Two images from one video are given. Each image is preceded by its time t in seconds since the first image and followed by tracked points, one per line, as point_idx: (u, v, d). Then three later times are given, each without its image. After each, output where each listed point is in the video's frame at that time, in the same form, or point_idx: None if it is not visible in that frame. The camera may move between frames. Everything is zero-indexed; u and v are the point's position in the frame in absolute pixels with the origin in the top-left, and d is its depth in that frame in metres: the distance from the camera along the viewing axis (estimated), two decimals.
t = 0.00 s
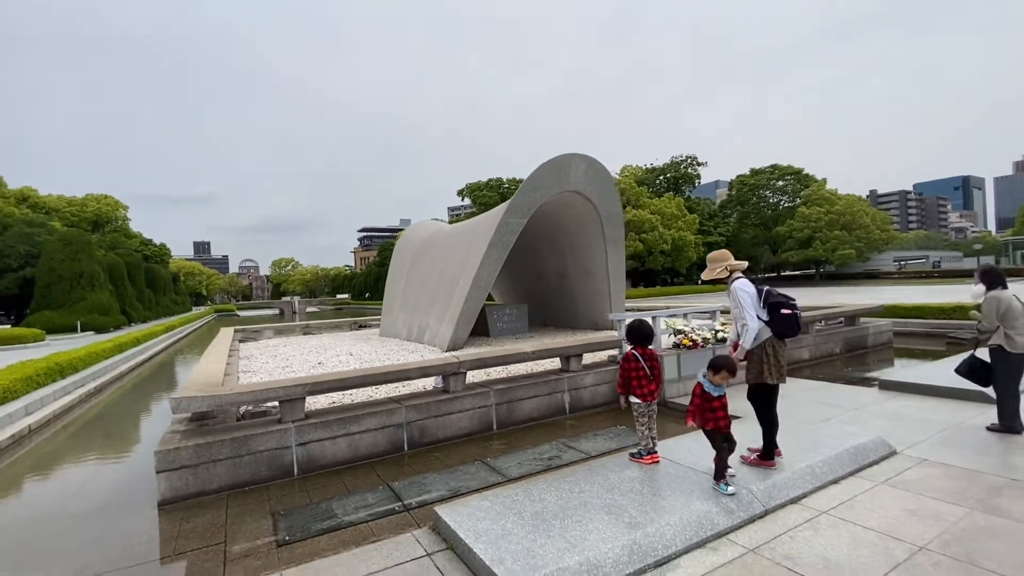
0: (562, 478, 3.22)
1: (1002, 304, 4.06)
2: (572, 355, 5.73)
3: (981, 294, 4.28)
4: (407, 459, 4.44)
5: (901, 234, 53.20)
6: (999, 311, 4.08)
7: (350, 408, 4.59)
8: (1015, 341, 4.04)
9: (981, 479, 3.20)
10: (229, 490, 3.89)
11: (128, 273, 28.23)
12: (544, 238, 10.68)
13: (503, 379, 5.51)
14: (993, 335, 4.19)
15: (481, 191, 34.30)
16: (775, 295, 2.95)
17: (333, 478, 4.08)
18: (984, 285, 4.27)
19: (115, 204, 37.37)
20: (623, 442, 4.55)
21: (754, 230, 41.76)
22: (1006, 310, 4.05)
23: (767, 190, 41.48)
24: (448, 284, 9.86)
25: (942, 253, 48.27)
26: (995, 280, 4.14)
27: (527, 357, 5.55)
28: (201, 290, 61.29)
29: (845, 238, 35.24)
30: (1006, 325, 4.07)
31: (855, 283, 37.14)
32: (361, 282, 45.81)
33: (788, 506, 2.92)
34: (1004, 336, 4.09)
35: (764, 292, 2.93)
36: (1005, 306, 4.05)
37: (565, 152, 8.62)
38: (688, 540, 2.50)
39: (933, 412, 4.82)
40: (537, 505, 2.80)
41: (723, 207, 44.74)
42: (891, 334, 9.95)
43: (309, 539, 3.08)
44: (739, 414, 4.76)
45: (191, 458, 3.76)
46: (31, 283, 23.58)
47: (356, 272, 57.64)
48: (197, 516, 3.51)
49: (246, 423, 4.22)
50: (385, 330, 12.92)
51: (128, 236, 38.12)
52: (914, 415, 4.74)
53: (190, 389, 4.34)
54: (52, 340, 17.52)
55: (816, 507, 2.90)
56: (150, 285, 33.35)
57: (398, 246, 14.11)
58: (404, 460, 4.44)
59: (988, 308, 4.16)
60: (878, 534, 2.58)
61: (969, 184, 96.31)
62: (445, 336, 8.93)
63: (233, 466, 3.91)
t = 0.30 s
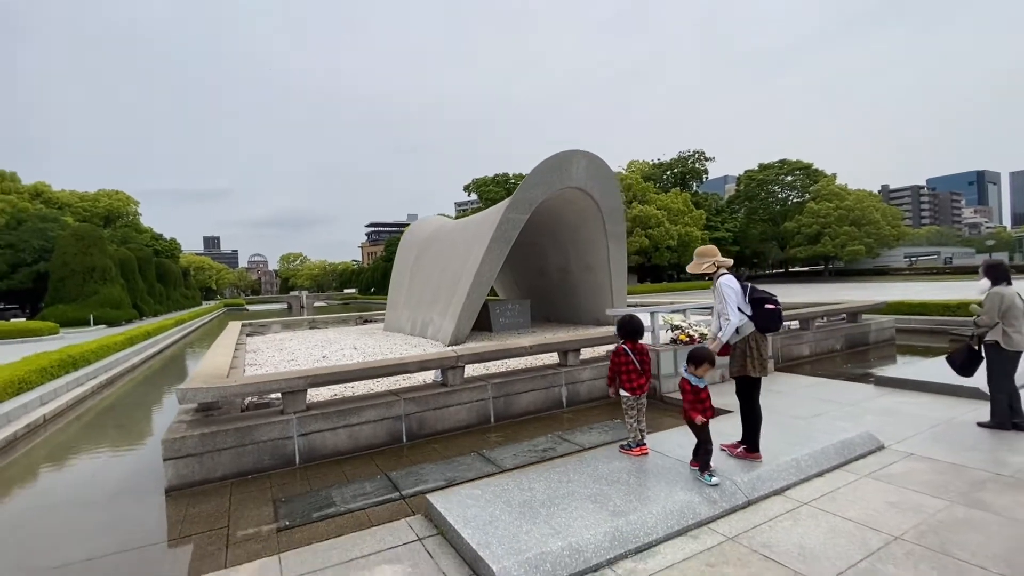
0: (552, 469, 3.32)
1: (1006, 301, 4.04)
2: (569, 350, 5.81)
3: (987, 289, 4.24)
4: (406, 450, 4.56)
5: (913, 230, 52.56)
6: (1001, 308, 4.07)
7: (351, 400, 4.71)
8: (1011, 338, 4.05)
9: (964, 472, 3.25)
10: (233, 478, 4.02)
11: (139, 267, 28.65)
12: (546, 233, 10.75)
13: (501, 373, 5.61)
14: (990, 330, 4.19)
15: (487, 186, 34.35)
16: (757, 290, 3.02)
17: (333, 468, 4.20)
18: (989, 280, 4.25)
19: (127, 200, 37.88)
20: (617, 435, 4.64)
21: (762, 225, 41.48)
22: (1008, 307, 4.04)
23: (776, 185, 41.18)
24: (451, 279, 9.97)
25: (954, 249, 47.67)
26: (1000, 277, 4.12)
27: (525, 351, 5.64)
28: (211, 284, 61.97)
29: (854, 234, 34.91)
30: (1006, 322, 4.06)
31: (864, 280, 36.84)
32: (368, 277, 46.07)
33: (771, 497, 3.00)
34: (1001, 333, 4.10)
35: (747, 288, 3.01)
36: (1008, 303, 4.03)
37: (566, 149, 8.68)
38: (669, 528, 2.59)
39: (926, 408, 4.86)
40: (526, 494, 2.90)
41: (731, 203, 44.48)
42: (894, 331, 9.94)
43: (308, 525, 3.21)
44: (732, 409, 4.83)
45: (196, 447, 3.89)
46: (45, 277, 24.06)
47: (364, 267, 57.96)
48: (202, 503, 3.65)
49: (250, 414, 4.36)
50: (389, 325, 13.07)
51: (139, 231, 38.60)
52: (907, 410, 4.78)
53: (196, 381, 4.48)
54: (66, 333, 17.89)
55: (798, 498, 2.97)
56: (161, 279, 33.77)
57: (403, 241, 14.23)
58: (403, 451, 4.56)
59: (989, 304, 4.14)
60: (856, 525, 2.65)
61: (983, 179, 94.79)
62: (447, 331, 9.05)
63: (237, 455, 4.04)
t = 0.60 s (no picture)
0: (546, 453, 3.46)
1: (1004, 292, 4.08)
2: (570, 341, 5.93)
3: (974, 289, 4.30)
4: (408, 436, 4.72)
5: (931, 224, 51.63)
6: (1002, 300, 4.09)
7: (356, 387, 4.89)
8: (1021, 328, 4.03)
9: (949, 460, 3.32)
10: (243, 461, 4.22)
11: (155, 261, 29.23)
12: (551, 227, 10.84)
13: (503, 363, 5.75)
14: (996, 326, 4.12)
15: (497, 180, 34.40)
16: (745, 283, 3.12)
17: (338, 452, 4.38)
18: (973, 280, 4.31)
19: (143, 194, 38.57)
20: (613, 424, 4.77)
21: (774, 219, 41.05)
22: (1008, 297, 4.08)
23: (789, 178, 40.71)
24: (458, 272, 10.11)
25: (973, 243, 46.79)
26: (984, 273, 4.21)
27: (526, 342, 5.78)
28: (225, 278, 62.91)
29: (869, 227, 34.43)
30: (1010, 313, 4.05)
31: (879, 274, 36.35)
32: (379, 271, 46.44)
33: (755, 481, 3.10)
34: (1012, 324, 4.05)
35: (736, 279, 3.11)
36: (1008, 293, 4.08)
37: (570, 143, 8.74)
38: (652, 508, 2.71)
39: (922, 399, 4.90)
40: (518, 475, 3.04)
41: (743, 196, 44.10)
42: (900, 325, 9.91)
43: (313, 503, 3.38)
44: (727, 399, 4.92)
45: (208, 430, 4.09)
46: (64, 270, 24.69)
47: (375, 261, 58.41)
48: (214, 483, 3.84)
49: (259, 400, 4.55)
50: (398, 318, 13.27)
51: (154, 225, 39.31)
52: (903, 402, 4.83)
53: (208, 368, 4.68)
54: (85, 325, 18.38)
55: (782, 483, 3.07)
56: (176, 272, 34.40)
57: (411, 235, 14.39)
58: (405, 437, 4.72)
59: (988, 299, 4.17)
60: (835, 507, 2.74)
61: (1006, 171, 92.58)
62: (453, 323, 9.21)
63: (246, 438, 4.23)
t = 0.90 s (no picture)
0: (545, 440, 3.60)
1: (1000, 291, 4.07)
2: (575, 334, 6.05)
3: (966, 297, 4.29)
4: (416, 425, 4.89)
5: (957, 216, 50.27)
6: (1001, 298, 4.06)
7: (366, 378, 5.07)
8: None
9: (941, 452, 3.38)
10: (259, 447, 4.43)
11: (177, 256, 29.98)
12: (561, 221, 10.92)
13: (509, 356, 5.90)
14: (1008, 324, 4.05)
15: (510, 174, 34.45)
16: (740, 279, 3.24)
17: (348, 439, 4.57)
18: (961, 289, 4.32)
19: (164, 190, 39.46)
20: (614, 415, 4.89)
21: (792, 212, 40.45)
22: (1005, 295, 4.06)
23: (808, 170, 40.02)
24: (468, 267, 10.27)
25: (1001, 236, 45.49)
26: (971, 279, 4.24)
27: (532, 335, 5.91)
28: (244, 272, 64.11)
29: (890, 220, 33.73)
30: (1017, 309, 3.99)
31: (900, 268, 35.66)
32: (394, 265, 46.89)
33: (746, 470, 3.20)
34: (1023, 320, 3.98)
35: (734, 275, 3.20)
36: (1005, 290, 4.07)
37: (578, 138, 8.81)
38: (643, 493, 2.83)
39: (925, 394, 4.93)
40: (516, 461, 3.20)
41: (761, 189, 43.51)
42: (913, 320, 9.82)
43: (324, 486, 3.57)
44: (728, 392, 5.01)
45: (226, 417, 4.32)
46: (89, 265, 25.47)
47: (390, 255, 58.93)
48: (231, 467, 4.06)
49: (274, 389, 4.77)
50: (410, 312, 13.48)
51: (175, 220, 40.21)
52: (905, 396, 4.86)
53: (225, 359, 4.91)
54: (110, 318, 19.01)
55: (772, 472, 3.16)
56: (197, 267, 35.21)
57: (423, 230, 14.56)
58: (413, 426, 4.89)
59: (987, 302, 4.12)
60: (820, 495, 2.83)
61: None
62: (463, 316, 9.37)
63: (262, 426, 4.45)
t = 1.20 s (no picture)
0: (544, 429, 3.74)
1: (1006, 282, 4.03)
2: (580, 328, 6.17)
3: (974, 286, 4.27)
4: (423, 415, 5.07)
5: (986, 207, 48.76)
6: (1005, 290, 4.02)
7: (375, 369, 5.26)
8: None
9: (932, 444, 3.43)
10: (274, 434, 4.66)
11: (198, 251, 30.74)
12: (571, 215, 11.00)
13: (514, 348, 6.04)
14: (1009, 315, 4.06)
15: (524, 168, 34.47)
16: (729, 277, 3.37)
17: (358, 428, 4.76)
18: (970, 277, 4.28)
19: (185, 186, 40.38)
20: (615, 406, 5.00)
21: (812, 204, 39.74)
22: (1010, 287, 4.02)
23: (829, 161, 39.26)
24: (478, 261, 10.42)
25: None
26: (980, 269, 4.20)
27: (537, 328, 6.04)
28: (263, 266, 65.32)
29: (913, 212, 32.94)
30: (1018, 301, 3.99)
31: (924, 260, 34.84)
32: (409, 259, 47.30)
33: (736, 458, 3.30)
34: None
35: (723, 272, 3.31)
36: (1011, 282, 4.03)
37: (587, 133, 8.87)
38: (633, 479, 2.95)
39: (927, 387, 4.94)
40: (513, 448, 3.34)
41: (780, 180, 42.80)
42: (928, 314, 9.71)
43: (333, 470, 3.77)
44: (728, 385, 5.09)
45: (242, 406, 4.55)
46: (115, 261, 26.28)
47: (406, 249, 59.43)
48: (247, 452, 4.28)
49: (288, 380, 4.99)
50: (422, 306, 13.69)
51: (196, 216, 41.14)
52: (907, 389, 4.88)
53: (242, 350, 5.14)
54: (135, 311, 19.65)
55: (762, 460, 3.25)
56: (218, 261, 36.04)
57: (436, 225, 14.74)
58: (420, 415, 5.08)
59: (992, 292, 4.08)
60: (806, 482, 2.92)
61: None
62: (473, 310, 9.53)
63: (277, 414, 4.67)
